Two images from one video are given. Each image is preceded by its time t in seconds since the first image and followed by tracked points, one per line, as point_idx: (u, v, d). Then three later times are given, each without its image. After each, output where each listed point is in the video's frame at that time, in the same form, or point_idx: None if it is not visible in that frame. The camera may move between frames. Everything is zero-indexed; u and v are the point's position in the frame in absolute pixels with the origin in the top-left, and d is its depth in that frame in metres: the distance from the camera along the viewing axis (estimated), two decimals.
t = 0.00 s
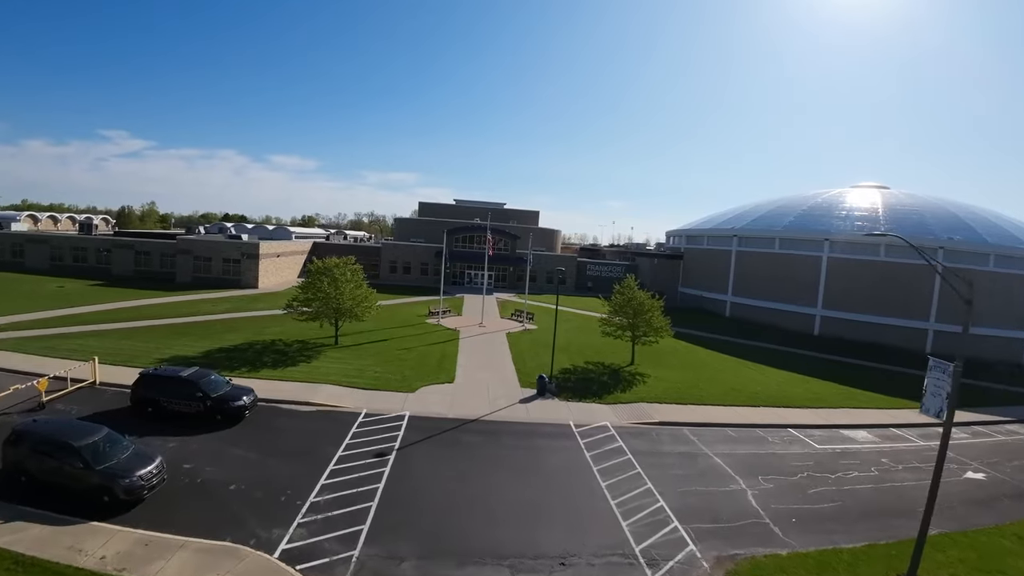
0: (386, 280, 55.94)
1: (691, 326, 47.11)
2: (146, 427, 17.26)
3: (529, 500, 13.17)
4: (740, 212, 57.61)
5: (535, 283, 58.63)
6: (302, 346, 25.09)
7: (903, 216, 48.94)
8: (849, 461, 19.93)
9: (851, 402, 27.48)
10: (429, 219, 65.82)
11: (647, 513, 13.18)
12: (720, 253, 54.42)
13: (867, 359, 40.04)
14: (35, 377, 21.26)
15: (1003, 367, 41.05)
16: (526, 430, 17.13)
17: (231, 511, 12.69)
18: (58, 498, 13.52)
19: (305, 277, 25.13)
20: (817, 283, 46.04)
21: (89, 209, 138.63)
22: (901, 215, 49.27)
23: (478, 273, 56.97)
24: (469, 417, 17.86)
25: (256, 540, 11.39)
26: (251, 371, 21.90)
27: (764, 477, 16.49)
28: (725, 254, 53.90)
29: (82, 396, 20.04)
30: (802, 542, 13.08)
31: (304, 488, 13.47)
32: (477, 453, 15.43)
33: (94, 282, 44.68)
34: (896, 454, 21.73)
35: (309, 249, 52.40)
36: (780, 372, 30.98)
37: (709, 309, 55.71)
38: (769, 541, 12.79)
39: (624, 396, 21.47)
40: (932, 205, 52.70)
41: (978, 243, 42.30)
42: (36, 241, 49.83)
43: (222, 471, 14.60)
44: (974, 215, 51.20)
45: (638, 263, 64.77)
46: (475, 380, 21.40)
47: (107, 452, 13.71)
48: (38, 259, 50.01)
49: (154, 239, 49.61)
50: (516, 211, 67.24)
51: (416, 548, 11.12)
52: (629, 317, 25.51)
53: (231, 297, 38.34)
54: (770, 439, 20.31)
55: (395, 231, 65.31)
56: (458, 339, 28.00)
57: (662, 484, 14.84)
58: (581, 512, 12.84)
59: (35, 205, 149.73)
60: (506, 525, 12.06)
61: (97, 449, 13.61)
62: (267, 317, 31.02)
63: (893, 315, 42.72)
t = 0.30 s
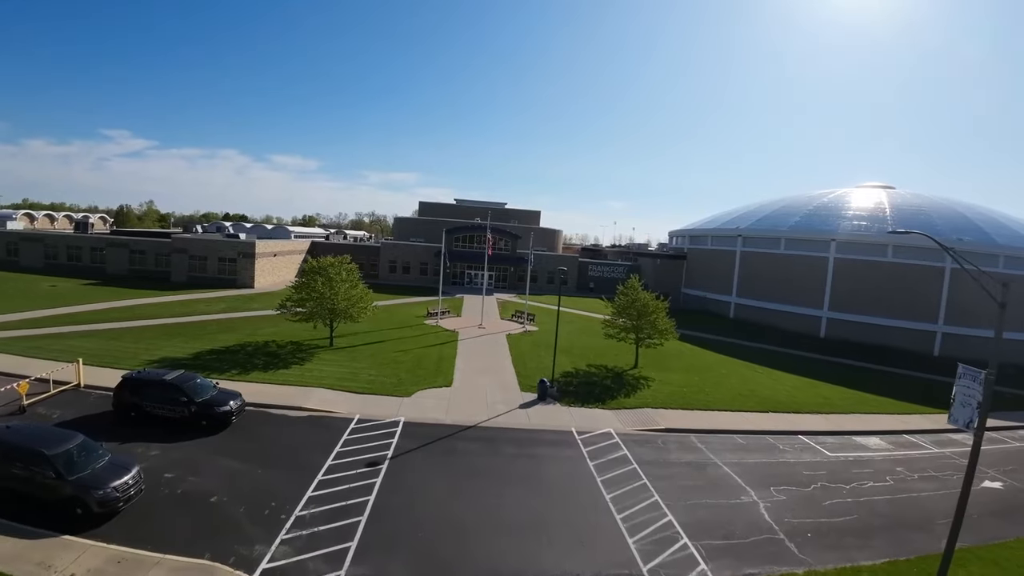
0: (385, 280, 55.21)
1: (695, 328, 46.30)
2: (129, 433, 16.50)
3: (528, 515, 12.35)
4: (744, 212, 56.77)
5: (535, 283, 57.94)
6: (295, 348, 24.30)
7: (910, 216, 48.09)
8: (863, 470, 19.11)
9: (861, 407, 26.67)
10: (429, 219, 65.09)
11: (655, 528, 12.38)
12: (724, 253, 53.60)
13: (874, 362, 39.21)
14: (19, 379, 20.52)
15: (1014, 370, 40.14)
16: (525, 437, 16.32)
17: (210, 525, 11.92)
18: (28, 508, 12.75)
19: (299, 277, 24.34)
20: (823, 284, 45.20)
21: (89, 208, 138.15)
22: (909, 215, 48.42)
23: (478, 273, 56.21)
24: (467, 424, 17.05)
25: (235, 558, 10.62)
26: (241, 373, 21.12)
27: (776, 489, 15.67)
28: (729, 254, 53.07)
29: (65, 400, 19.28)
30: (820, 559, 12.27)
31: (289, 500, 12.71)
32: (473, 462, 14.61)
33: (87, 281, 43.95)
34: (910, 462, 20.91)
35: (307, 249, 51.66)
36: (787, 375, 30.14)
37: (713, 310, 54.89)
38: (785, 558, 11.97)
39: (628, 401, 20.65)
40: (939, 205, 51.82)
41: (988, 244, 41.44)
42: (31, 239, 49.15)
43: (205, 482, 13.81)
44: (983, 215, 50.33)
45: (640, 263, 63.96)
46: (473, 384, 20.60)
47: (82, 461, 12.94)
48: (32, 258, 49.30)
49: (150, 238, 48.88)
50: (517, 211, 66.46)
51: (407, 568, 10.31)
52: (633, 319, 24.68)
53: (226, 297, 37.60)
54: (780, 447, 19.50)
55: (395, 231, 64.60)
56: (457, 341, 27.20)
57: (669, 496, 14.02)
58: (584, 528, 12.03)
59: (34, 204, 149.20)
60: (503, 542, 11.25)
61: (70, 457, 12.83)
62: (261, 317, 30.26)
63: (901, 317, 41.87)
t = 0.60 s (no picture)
0: (384, 281, 54.49)
1: (698, 330, 45.55)
2: (110, 441, 15.75)
3: (527, 532, 11.54)
4: (748, 213, 56.04)
5: (536, 285, 57.23)
6: (288, 351, 23.54)
7: (917, 217, 47.37)
8: (877, 480, 18.34)
9: (872, 413, 25.89)
10: (429, 219, 64.41)
11: (664, 546, 11.61)
12: (728, 254, 52.82)
13: (882, 366, 38.43)
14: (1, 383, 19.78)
15: None
16: (525, 447, 15.53)
17: (188, 542, 11.17)
18: None
19: (292, 278, 23.58)
20: (829, 285, 44.46)
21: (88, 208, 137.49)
22: (916, 216, 47.68)
23: (478, 275, 55.50)
24: (464, 432, 16.29)
25: None
26: (231, 377, 20.39)
27: (790, 502, 14.89)
28: (733, 256, 52.32)
29: (48, 404, 18.52)
30: None
31: (274, 516, 11.95)
32: (470, 474, 13.81)
33: (81, 281, 43.21)
34: (926, 472, 20.12)
35: (305, 250, 50.97)
36: (795, 380, 29.36)
37: (716, 312, 54.09)
38: None
39: (633, 407, 19.86)
40: (947, 206, 51.07)
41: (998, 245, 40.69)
42: (25, 239, 48.50)
43: (186, 495, 13.06)
44: (991, 216, 49.59)
45: (643, 265, 63.25)
46: (472, 389, 19.83)
47: (55, 471, 12.19)
48: (26, 258, 48.62)
49: (145, 238, 48.17)
50: (518, 211, 65.76)
51: None
52: (637, 322, 23.91)
53: (221, 298, 36.89)
54: (792, 456, 18.73)
55: (394, 231, 63.93)
56: (456, 344, 26.44)
57: (678, 511, 13.23)
58: (587, 547, 11.21)
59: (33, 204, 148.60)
60: (500, 562, 10.45)
61: (42, 468, 12.08)
62: (256, 319, 29.52)
63: (909, 321, 41.11)
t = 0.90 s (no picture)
0: (383, 282, 53.78)
1: (701, 334, 44.77)
2: (89, 450, 15.03)
3: (526, 551, 10.75)
4: (752, 215, 55.32)
5: (537, 287, 56.49)
6: (281, 356, 22.76)
7: (924, 218, 46.66)
8: (893, 492, 17.56)
9: (883, 420, 25.11)
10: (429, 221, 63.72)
11: (674, 568, 10.82)
12: (732, 257, 52.07)
13: (890, 371, 37.64)
14: None
15: None
16: (525, 458, 14.76)
17: (163, 561, 10.42)
18: None
19: (285, 279, 22.86)
20: (835, 288, 43.71)
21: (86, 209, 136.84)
22: (922, 217, 46.99)
23: (478, 277, 54.79)
24: (461, 441, 15.53)
25: None
26: (220, 383, 19.66)
27: (803, 517, 14.10)
28: (737, 258, 51.57)
29: (27, 410, 17.76)
30: None
31: (256, 533, 11.20)
32: (466, 488, 13.03)
33: (74, 282, 42.49)
34: (942, 482, 19.31)
35: (302, 251, 50.27)
36: (802, 386, 28.56)
37: (720, 315, 53.29)
38: None
39: (637, 415, 19.10)
40: (953, 208, 50.36)
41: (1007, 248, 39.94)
42: (19, 239, 47.84)
43: (164, 510, 12.33)
44: (998, 218, 48.87)
45: (644, 267, 62.54)
46: (470, 395, 19.08)
47: (26, 483, 11.45)
48: (19, 258, 47.95)
49: (140, 238, 47.47)
50: (519, 213, 65.06)
51: None
52: (641, 325, 23.17)
53: (215, 299, 36.18)
54: (803, 468, 17.96)
55: (394, 232, 63.27)
56: (453, 348, 25.70)
57: (687, 527, 12.44)
58: (591, 567, 10.42)
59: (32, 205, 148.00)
60: None
61: (10, 479, 11.31)
62: (249, 322, 28.80)
63: (916, 324, 40.34)
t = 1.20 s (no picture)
0: (380, 284, 53.05)
1: (704, 337, 43.92)
2: (65, 459, 14.27)
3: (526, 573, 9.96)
4: (755, 217, 54.55)
5: (537, 289, 55.73)
6: (272, 360, 21.98)
7: (930, 220, 45.92)
8: (909, 504, 16.77)
9: (894, 427, 24.31)
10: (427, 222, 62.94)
11: None
12: (735, 259, 51.32)
13: (897, 376, 36.83)
14: None
15: None
16: (525, 469, 13.98)
17: None
18: None
19: (276, 281, 22.08)
20: (840, 291, 42.94)
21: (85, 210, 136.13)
22: (928, 219, 46.24)
23: (477, 279, 54.04)
24: (457, 451, 14.74)
25: None
26: (207, 388, 18.90)
27: (819, 534, 13.31)
28: (740, 260, 50.81)
29: (5, 416, 17.00)
30: None
31: (236, 552, 10.43)
32: (462, 503, 12.25)
33: (66, 283, 41.72)
34: (959, 493, 18.52)
35: (299, 252, 49.51)
36: (809, 391, 27.76)
37: (723, 318, 52.50)
38: None
39: (641, 422, 18.30)
40: (960, 210, 49.58)
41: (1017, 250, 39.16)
42: (11, 240, 47.10)
43: (139, 525, 11.55)
44: (1005, 220, 48.11)
45: (646, 269, 61.75)
46: (467, 402, 18.29)
47: None
48: (11, 259, 47.22)
49: (134, 238, 46.71)
50: (519, 214, 64.29)
51: None
52: (644, 329, 22.38)
53: (209, 301, 35.42)
54: (815, 480, 17.16)
55: (392, 234, 62.57)
56: (451, 352, 24.91)
57: (697, 545, 11.64)
58: None
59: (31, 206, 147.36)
60: None
61: None
62: (241, 324, 28.02)
63: (924, 328, 39.54)
